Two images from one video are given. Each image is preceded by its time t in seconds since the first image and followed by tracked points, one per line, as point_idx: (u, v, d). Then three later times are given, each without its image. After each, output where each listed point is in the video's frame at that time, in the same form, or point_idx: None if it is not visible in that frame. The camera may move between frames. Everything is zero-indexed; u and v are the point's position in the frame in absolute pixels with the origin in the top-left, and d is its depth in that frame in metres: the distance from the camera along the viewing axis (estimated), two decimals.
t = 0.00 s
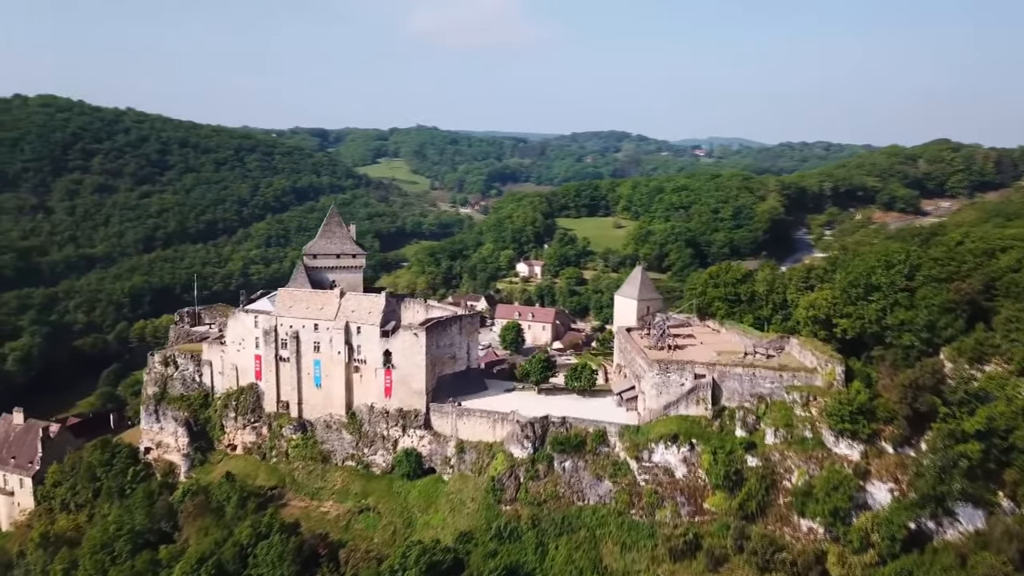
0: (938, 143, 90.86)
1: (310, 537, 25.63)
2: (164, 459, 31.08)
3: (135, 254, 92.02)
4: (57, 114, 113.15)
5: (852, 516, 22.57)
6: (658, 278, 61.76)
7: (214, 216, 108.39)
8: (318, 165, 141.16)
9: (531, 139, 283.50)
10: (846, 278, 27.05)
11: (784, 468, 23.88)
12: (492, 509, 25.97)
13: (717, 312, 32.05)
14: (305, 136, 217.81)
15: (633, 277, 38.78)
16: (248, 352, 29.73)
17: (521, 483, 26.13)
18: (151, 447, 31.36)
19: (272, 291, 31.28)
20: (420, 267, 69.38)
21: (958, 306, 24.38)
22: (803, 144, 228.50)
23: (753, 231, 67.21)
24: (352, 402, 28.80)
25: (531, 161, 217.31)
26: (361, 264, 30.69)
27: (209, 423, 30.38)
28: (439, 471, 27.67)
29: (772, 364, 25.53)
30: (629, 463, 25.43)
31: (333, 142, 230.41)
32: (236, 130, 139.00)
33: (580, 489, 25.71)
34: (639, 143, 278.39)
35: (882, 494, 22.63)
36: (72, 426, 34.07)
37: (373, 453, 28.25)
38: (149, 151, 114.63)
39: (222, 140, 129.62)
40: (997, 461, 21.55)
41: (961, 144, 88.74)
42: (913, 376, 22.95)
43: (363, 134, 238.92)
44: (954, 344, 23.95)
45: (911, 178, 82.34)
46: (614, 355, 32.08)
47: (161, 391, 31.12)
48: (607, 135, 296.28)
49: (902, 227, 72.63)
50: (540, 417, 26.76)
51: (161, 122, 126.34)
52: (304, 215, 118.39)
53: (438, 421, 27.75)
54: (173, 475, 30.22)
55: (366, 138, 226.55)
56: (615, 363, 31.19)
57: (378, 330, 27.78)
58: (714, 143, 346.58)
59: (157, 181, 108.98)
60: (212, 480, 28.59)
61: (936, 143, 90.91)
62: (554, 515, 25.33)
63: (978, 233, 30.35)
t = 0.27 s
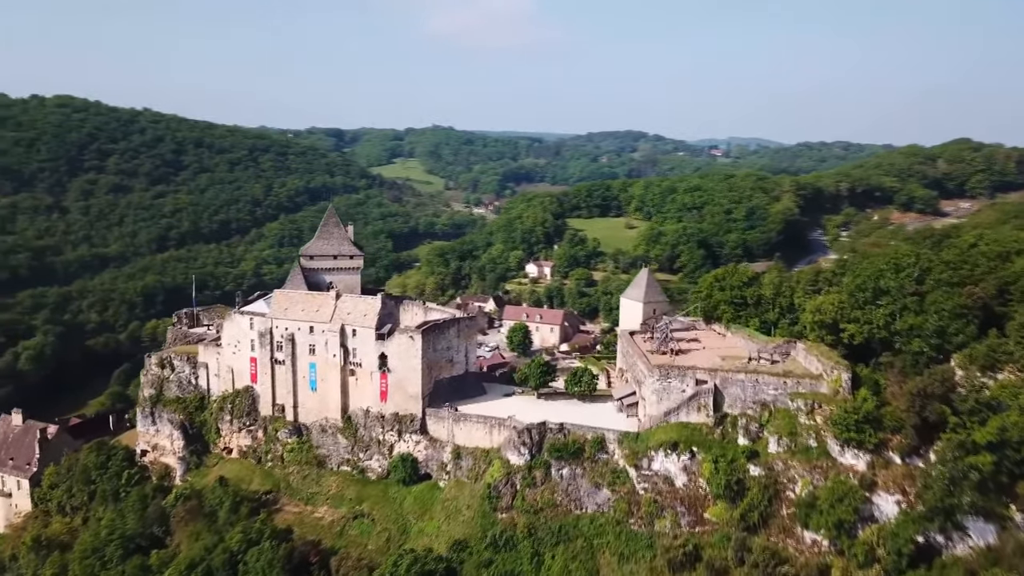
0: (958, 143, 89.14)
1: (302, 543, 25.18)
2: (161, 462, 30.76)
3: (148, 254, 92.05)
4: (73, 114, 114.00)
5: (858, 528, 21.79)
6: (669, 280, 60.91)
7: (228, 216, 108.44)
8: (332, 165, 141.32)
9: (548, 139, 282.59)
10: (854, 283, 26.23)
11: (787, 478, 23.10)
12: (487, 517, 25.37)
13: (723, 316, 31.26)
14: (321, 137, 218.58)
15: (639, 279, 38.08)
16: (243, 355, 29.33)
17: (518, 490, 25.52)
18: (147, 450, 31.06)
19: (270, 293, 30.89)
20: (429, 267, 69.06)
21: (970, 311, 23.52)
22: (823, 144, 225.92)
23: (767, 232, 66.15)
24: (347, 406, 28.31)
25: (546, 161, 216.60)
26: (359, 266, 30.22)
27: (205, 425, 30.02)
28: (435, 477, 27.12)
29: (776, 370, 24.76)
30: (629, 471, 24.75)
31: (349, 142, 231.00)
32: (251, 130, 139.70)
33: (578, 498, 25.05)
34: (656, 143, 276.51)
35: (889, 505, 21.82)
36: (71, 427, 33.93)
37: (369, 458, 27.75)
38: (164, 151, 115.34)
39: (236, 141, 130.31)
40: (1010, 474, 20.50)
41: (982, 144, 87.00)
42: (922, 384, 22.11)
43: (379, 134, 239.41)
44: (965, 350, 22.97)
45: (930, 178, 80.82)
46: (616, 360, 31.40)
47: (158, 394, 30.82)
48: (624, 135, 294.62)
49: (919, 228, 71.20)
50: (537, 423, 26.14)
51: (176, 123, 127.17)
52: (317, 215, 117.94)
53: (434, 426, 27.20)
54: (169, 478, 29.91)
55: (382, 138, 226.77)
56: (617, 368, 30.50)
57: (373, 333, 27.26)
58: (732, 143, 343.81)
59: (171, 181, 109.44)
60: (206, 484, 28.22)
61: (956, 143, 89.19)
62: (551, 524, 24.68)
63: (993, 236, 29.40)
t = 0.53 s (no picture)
0: (982, 143, 87.24)
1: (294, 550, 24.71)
2: (159, 464, 30.53)
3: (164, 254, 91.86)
4: (92, 115, 114.91)
5: (864, 542, 20.98)
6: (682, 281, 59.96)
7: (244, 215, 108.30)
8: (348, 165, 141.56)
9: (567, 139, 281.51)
10: (863, 286, 25.28)
11: (792, 488, 22.31)
12: (483, 524, 24.78)
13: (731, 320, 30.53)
14: (339, 137, 219.40)
15: (647, 281, 37.47)
16: (241, 357, 28.98)
17: (515, 498, 24.93)
18: (146, 451, 30.82)
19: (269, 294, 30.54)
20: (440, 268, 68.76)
21: (984, 317, 22.41)
22: (845, 144, 222.96)
23: (783, 234, 65.01)
24: (345, 409, 27.86)
25: (563, 161, 215.73)
26: (358, 267, 29.77)
27: (202, 428, 29.71)
28: (432, 483, 26.60)
29: (781, 377, 23.98)
30: (628, 480, 24.07)
31: (367, 142, 231.69)
32: (268, 130, 140.52)
33: (576, 506, 24.40)
34: (675, 143, 274.34)
35: (897, 519, 20.98)
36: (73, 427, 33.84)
37: (365, 463, 27.27)
38: (182, 151, 116.12)
39: (253, 141, 131.11)
40: None
41: (1007, 144, 85.07)
42: (931, 392, 21.23)
43: (397, 134, 239.96)
44: (977, 358, 22.00)
45: (952, 179, 79.15)
46: (621, 363, 30.77)
47: (156, 395, 30.62)
48: (643, 135, 292.80)
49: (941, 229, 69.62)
50: (536, 429, 25.53)
51: (194, 123, 128.10)
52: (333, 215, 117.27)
53: (431, 430, 26.67)
54: (166, 481, 29.66)
55: (400, 138, 226.95)
56: (622, 372, 29.88)
57: (370, 335, 26.75)
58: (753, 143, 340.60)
59: (188, 181, 109.98)
60: (202, 488, 27.91)
61: (980, 143, 87.29)
62: (548, 533, 24.07)
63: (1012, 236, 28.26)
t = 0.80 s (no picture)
0: (1013, 142, 85.06)
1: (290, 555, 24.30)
2: (162, 465, 30.37)
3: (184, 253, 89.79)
4: (117, 115, 116.01)
5: (875, 557, 20.11)
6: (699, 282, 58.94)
7: (264, 215, 107.63)
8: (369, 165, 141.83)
9: (590, 138, 280.19)
10: (877, 291, 24.45)
11: (799, 499, 21.47)
12: (482, 532, 24.19)
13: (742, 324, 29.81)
14: (362, 137, 220.22)
15: (660, 283, 36.73)
16: (243, 358, 28.72)
17: (515, 504, 24.34)
18: (149, 452, 30.67)
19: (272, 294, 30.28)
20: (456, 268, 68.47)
21: (1002, 323, 21.42)
22: (873, 144, 219.44)
23: (804, 235, 63.76)
24: (345, 412, 27.48)
25: (586, 161, 214.61)
26: (360, 267, 29.42)
27: (204, 429, 29.47)
28: (433, 488, 26.13)
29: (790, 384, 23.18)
30: (631, 488, 23.41)
31: (390, 142, 232.35)
32: (290, 130, 141.37)
33: (578, 514, 23.77)
34: (700, 143, 271.79)
35: (909, 534, 20.08)
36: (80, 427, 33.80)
37: (366, 467, 26.86)
38: (204, 151, 116.96)
39: (275, 141, 131.86)
40: None
41: None
42: (947, 403, 20.60)
43: (419, 133, 240.36)
44: (997, 366, 21.16)
45: (981, 179, 77.22)
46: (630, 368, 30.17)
47: (159, 395, 30.46)
48: (667, 135, 290.70)
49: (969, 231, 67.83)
50: (537, 435, 24.93)
51: (217, 123, 129.10)
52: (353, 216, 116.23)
53: (432, 434, 26.19)
54: (168, 482, 29.47)
55: (423, 138, 227.34)
56: (630, 376, 29.27)
57: (370, 337, 26.34)
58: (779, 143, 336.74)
59: (210, 180, 110.62)
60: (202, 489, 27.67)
61: (1011, 142, 85.11)
62: (549, 541, 23.47)
63: None
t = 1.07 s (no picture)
0: None
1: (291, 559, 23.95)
2: (171, 464, 30.31)
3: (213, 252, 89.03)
4: (149, 115, 117.59)
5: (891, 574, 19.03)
6: (724, 284, 57.80)
7: (291, 214, 108.01)
8: (397, 165, 142.19)
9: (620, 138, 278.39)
10: (897, 296, 23.63)
11: (812, 512, 20.50)
12: (486, 539, 23.56)
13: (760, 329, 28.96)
14: (392, 137, 221.18)
15: (678, 286, 35.91)
16: (251, 358, 28.56)
17: (521, 511, 23.77)
18: (159, 451, 30.62)
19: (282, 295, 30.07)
20: (478, 269, 68.20)
21: None
22: (910, 144, 214.99)
23: (833, 237, 62.34)
24: (352, 414, 27.16)
25: (615, 161, 213.17)
26: (370, 267, 29.04)
27: (212, 429, 29.38)
28: (438, 493, 25.69)
29: (804, 392, 22.37)
30: (639, 496, 22.74)
31: (420, 142, 233.14)
32: (318, 130, 142.38)
33: (584, 522, 23.13)
34: (733, 143, 268.48)
35: (928, 550, 19.04)
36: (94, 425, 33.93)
37: (372, 470, 26.52)
38: (234, 151, 118.06)
39: (304, 141, 132.77)
40: None
41: None
42: (969, 415, 20.08)
43: (449, 134, 240.79)
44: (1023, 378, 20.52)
45: (1019, 180, 74.95)
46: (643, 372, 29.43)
47: (169, 395, 30.47)
48: (699, 135, 287.85)
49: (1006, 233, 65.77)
50: (544, 440, 24.36)
51: (247, 123, 130.34)
52: (379, 216, 116.31)
53: (438, 438, 25.74)
54: (177, 481, 29.39)
55: (452, 138, 227.64)
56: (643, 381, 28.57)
57: (377, 339, 25.98)
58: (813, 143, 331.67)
59: (239, 180, 111.51)
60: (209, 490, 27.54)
61: None
62: (554, 550, 22.87)
63: None
